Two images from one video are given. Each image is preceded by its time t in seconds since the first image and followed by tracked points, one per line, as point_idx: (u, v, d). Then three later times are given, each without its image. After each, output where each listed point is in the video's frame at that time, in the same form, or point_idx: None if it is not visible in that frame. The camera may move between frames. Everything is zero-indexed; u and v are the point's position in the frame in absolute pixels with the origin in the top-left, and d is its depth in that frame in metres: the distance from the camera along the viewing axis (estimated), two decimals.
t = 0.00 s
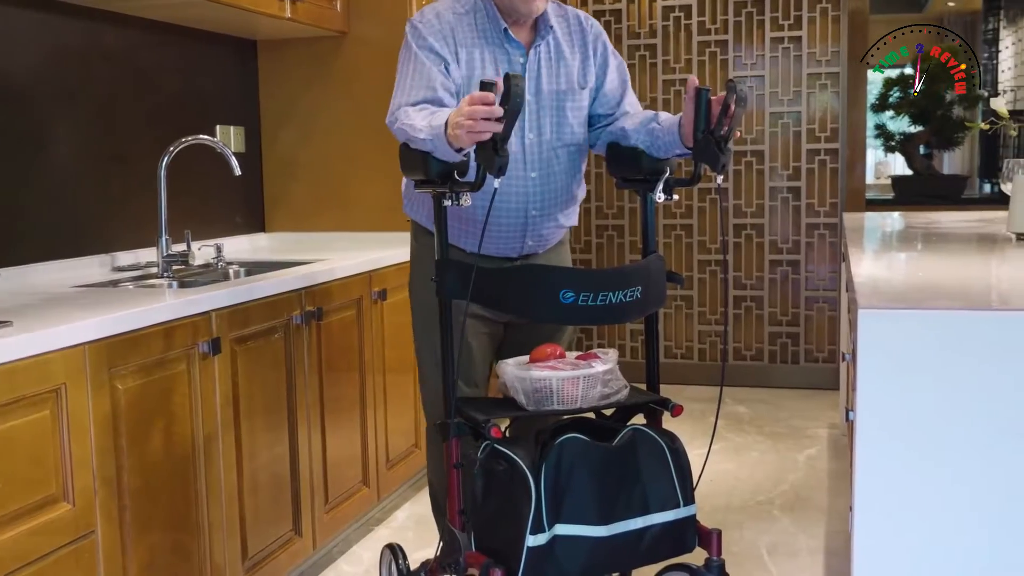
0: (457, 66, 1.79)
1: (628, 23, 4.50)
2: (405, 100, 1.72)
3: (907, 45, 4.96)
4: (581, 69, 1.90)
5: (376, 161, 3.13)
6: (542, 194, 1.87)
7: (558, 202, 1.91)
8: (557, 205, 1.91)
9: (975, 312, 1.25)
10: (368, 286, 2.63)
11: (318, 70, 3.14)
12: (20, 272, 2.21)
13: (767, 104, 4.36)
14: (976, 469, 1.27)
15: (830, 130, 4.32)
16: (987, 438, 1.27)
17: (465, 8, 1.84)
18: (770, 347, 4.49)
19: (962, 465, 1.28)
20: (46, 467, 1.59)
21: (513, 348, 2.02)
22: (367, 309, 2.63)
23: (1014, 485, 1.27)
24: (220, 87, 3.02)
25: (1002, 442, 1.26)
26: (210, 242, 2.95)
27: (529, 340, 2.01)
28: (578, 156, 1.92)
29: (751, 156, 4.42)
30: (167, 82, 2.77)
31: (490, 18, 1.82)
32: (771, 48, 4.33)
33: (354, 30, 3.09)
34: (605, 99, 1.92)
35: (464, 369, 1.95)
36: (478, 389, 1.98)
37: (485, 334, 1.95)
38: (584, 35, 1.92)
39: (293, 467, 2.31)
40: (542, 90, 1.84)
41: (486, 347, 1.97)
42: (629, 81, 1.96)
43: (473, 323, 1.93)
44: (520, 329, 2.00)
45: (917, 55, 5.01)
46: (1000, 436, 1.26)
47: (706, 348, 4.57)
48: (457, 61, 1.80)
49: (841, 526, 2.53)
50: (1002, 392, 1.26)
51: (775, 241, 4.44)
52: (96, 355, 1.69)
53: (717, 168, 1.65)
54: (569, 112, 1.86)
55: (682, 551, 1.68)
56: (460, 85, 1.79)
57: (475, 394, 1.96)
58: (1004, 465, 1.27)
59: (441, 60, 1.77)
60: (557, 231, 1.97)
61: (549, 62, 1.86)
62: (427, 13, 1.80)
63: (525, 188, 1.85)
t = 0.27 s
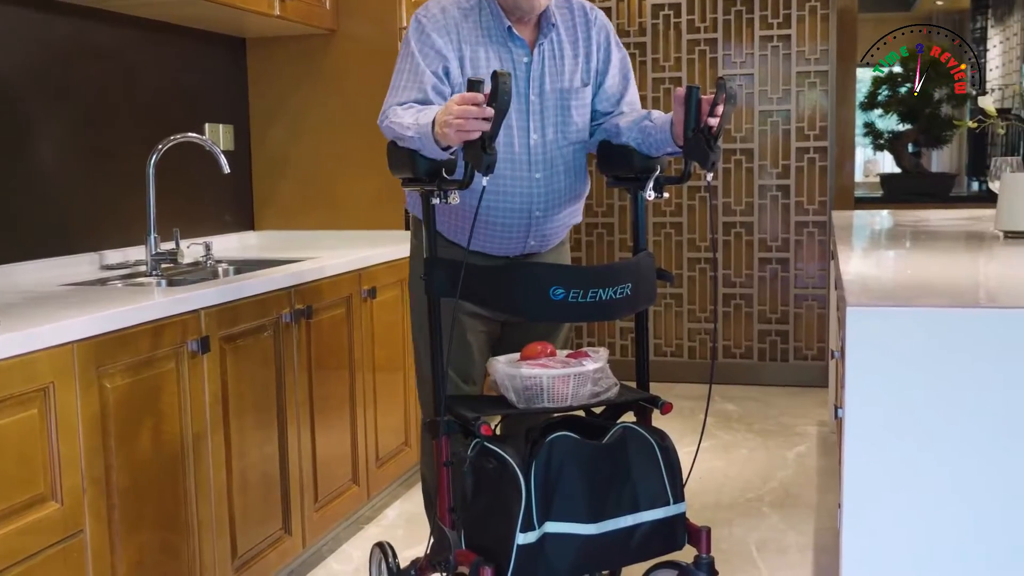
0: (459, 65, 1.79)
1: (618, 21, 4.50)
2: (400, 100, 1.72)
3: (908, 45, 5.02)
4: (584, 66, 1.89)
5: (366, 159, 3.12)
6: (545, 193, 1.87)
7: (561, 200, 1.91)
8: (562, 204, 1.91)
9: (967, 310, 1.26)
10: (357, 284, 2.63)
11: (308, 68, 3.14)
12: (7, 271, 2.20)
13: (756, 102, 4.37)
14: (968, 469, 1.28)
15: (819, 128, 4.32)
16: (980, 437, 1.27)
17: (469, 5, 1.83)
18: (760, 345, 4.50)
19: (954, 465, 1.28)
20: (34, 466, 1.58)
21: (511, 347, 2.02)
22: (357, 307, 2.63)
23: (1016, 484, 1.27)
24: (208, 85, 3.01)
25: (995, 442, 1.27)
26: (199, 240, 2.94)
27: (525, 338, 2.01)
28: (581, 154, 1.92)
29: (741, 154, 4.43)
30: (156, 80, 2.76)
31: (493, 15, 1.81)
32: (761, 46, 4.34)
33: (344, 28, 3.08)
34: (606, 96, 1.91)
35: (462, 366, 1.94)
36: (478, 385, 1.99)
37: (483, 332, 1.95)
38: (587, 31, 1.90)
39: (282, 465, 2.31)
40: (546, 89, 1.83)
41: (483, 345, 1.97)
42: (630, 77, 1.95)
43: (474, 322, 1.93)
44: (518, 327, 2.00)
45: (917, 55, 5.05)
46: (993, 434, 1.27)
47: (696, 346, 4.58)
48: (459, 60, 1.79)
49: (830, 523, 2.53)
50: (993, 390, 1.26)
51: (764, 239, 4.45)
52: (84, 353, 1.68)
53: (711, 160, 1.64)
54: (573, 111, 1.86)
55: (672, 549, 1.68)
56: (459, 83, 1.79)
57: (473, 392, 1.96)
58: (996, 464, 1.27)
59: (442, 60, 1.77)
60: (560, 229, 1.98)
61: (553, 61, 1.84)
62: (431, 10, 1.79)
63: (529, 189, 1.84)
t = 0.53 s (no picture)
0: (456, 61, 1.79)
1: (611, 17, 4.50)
2: (394, 96, 1.72)
3: (909, 45, 5.04)
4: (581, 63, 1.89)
5: (360, 156, 3.12)
6: (543, 189, 1.87)
7: (560, 197, 1.90)
8: (559, 202, 1.90)
9: (961, 305, 1.26)
10: (350, 280, 2.62)
11: (301, 64, 3.13)
12: None
13: (749, 98, 4.37)
14: (963, 464, 1.28)
15: (812, 124, 4.33)
16: (975, 432, 1.27)
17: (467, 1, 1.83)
18: (753, 341, 4.51)
19: (949, 460, 1.28)
20: (27, 463, 1.58)
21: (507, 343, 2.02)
22: (350, 303, 2.63)
23: (1016, 481, 1.27)
24: (201, 81, 3.00)
25: (990, 438, 1.27)
26: (191, 237, 2.94)
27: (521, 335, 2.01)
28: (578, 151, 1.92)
29: (734, 151, 4.44)
30: (148, 77, 2.76)
31: (490, 11, 1.81)
32: (754, 43, 4.35)
33: (336, 24, 3.08)
34: (602, 92, 1.91)
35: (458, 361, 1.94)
36: (475, 381, 1.98)
37: (480, 329, 1.95)
38: (585, 28, 1.90)
39: (276, 462, 2.31)
40: (544, 85, 1.83)
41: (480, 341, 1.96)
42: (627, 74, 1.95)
43: (472, 319, 1.92)
44: (515, 324, 2.00)
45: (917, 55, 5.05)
46: (988, 429, 1.27)
47: (689, 342, 4.58)
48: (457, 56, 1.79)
49: (822, 519, 2.54)
50: (988, 385, 1.26)
51: (757, 235, 4.45)
52: (76, 350, 1.68)
53: (701, 160, 1.64)
54: (570, 108, 1.86)
55: (665, 545, 1.69)
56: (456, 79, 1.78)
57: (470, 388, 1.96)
58: (992, 460, 1.27)
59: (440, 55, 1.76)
60: (557, 227, 1.97)
61: (551, 57, 1.84)
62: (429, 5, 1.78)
63: (527, 186, 1.84)
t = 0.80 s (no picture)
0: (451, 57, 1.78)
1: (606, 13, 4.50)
2: (389, 93, 1.72)
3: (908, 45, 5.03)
4: (577, 59, 1.88)
5: (355, 152, 3.12)
6: (539, 187, 1.86)
7: (556, 194, 1.90)
8: (556, 199, 1.90)
9: (959, 301, 1.26)
10: (345, 276, 2.62)
11: (296, 60, 3.12)
12: None
13: (744, 94, 4.37)
14: (960, 460, 1.28)
15: (807, 120, 4.33)
16: (971, 429, 1.28)
17: None
18: (748, 337, 4.51)
19: (946, 456, 1.28)
20: (22, 459, 1.58)
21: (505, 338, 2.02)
22: (345, 299, 2.62)
23: (1015, 477, 1.27)
24: (195, 77, 3.00)
25: (988, 434, 1.27)
26: (186, 233, 2.93)
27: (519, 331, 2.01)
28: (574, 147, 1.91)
29: (729, 147, 4.44)
30: (142, 72, 2.75)
31: (485, 8, 1.81)
32: (749, 39, 4.34)
33: (331, 20, 3.07)
34: (598, 88, 1.91)
35: (455, 358, 1.94)
36: (472, 376, 1.99)
37: (477, 325, 1.95)
38: (581, 25, 1.90)
39: (271, 458, 2.30)
40: (540, 82, 1.83)
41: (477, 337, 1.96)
42: (623, 71, 1.95)
43: (469, 316, 1.92)
44: (513, 320, 1.99)
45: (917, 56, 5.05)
46: (986, 426, 1.27)
47: (685, 338, 4.59)
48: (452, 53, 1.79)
49: (818, 514, 2.54)
50: (984, 381, 1.26)
51: (753, 231, 4.46)
52: (71, 347, 1.67)
53: (695, 158, 1.65)
54: (566, 104, 1.85)
55: (661, 541, 1.69)
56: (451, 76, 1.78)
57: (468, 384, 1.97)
58: (989, 456, 1.27)
59: (434, 52, 1.76)
60: (555, 224, 1.97)
61: (546, 53, 1.84)
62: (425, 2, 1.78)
63: (523, 183, 1.84)
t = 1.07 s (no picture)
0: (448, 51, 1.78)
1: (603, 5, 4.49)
2: (386, 86, 1.71)
3: (908, 45, 5.02)
4: (573, 51, 1.88)
5: (351, 144, 3.11)
6: (535, 180, 1.86)
7: (552, 187, 1.90)
8: (552, 192, 1.91)
9: (957, 294, 1.26)
10: (342, 269, 2.62)
11: (291, 53, 3.12)
12: None
13: (741, 87, 4.37)
14: (957, 451, 1.28)
15: (804, 113, 4.33)
16: (967, 422, 1.28)
17: None
18: (745, 330, 4.52)
19: (943, 448, 1.29)
20: (18, 452, 1.57)
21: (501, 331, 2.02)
22: (342, 292, 2.62)
23: (1013, 469, 1.27)
24: (191, 69, 2.99)
25: (984, 426, 1.28)
26: (182, 226, 2.93)
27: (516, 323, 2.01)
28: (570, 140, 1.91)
29: (726, 139, 4.43)
30: (138, 65, 2.74)
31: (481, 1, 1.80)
32: (746, 31, 4.34)
33: (327, 12, 3.06)
34: (594, 81, 1.90)
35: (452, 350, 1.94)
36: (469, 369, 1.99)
37: (473, 318, 1.95)
38: (577, 17, 1.89)
39: (268, 451, 2.30)
40: (536, 75, 1.83)
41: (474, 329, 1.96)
42: (619, 62, 1.94)
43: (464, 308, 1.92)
44: (510, 312, 1.99)
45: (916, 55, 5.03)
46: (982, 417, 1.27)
47: (681, 331, 4.59)
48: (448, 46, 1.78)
49: (813, 506, 2.55)
50: (979, 373, 1.27)
51: (749, 224, 4.46)
52: (67, 340, 1.67)
53: (691, 150, 1.65)
54: (562, 98, 1.85)
55: (657, 532, 1.70)
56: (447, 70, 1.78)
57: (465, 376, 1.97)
58: (986, 447, 1.28)
59: (430, 45, 1.75)
60: (551, 217, 1.98)
61: (543, 46, 1.83)
62: None
63: (519, 176, 1.84)
